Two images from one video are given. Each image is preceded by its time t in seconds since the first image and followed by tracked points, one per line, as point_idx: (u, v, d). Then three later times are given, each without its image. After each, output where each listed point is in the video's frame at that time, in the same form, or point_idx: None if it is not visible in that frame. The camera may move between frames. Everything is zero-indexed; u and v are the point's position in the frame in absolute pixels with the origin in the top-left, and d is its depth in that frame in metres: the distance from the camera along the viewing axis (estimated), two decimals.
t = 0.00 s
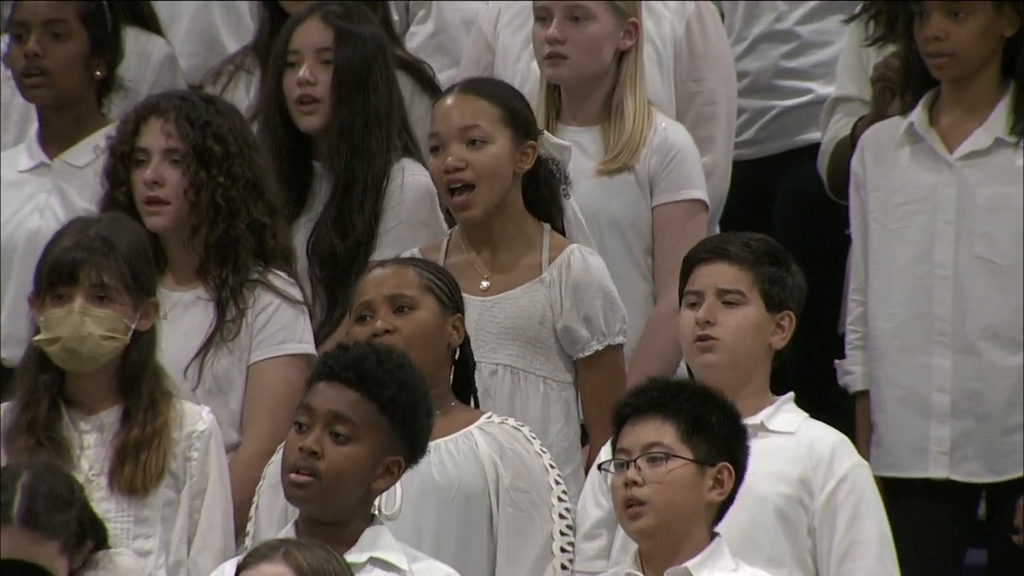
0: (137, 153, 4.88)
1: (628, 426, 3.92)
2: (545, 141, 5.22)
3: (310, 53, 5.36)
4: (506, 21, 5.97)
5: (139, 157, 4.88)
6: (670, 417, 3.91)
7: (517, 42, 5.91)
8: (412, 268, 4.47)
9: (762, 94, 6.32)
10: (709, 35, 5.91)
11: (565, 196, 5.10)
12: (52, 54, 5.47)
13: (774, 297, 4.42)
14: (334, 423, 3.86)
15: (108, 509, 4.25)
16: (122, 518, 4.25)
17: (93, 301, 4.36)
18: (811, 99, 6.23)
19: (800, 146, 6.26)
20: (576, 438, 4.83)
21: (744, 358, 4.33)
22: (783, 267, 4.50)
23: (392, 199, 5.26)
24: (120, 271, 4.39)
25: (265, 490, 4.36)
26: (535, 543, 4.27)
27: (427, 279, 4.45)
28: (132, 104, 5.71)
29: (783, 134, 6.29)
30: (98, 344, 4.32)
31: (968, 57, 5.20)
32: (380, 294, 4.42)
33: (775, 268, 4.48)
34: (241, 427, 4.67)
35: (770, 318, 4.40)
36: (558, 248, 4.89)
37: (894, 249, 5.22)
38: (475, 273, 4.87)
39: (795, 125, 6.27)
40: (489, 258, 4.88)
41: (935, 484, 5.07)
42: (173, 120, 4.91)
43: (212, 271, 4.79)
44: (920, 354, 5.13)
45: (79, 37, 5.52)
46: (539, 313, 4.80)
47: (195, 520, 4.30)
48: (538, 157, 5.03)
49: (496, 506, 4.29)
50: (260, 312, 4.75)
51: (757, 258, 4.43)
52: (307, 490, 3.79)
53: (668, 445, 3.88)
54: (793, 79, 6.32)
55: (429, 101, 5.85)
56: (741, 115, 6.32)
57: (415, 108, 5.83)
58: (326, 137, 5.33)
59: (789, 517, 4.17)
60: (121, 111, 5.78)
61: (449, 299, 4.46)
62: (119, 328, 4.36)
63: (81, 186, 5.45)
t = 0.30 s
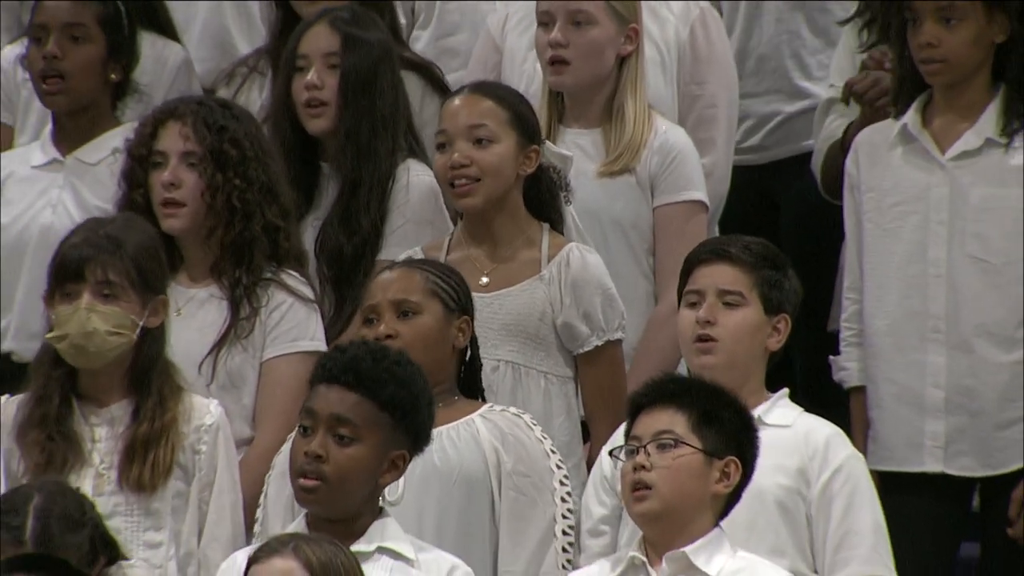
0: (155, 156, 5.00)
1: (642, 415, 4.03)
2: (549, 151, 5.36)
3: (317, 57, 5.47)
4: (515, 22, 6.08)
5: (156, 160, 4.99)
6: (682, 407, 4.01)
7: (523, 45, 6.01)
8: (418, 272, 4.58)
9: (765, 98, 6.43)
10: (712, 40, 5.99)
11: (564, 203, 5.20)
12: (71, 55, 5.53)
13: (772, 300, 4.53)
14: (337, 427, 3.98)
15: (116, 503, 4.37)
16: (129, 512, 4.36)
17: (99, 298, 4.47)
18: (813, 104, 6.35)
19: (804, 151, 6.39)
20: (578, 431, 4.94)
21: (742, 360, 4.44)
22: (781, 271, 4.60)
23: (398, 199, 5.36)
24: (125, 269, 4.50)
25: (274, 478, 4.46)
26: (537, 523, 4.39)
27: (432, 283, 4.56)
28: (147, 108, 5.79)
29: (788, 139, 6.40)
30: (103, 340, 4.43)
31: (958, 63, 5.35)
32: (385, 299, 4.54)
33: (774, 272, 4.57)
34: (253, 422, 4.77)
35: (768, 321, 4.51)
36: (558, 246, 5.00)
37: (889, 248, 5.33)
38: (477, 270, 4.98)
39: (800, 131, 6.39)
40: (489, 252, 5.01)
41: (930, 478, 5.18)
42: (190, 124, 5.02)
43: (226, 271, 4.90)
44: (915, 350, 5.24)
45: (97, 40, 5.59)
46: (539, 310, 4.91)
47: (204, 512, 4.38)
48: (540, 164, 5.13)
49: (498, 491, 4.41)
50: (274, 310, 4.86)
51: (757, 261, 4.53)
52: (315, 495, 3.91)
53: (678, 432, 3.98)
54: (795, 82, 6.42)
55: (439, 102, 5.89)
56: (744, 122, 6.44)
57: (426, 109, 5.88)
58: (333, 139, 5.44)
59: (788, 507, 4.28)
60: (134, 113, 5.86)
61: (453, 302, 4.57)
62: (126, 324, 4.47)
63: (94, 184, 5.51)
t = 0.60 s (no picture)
0: (171, 162, 5.14)
1: (640, 412, 4.17)
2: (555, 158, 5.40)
3: (327, 67, 5.57)
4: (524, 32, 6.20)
5: (173, 166, 5.13)
6: (679, 406, 4.14)
7: (532, 54, 6.13)
8: (434, 277, 4.73)
9: (769, 105, 6.56)
10: (717, 51, 6.14)
11: (569, 208, 5.34)
12: (87, 65, 5.68)
13: (770, 306, 4.65)
14: (347, 426, 4.12)
15: (131, 503, 4.51)
16: (144, 513, 4.50)
17: (98, 310, 4.59)
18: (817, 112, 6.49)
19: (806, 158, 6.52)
20: (581, 432, 5.07)
21: (729, 359, 4.58)
22: (783, 277, 4.73)
23: (408, 207, 5.50)
24: (122, 282, 4.59)
25: (287, 481, 4.60)
26: (545, 529, 4.53)
27: (446, 289, 4.70)
28: (161, 117, 5.91)
29: (791, 144, 6.53)
30: (99, 352, 4.55)
31: (953, 72, 5.48)
32: (402, 307, 4.69)
33: (776, 277, 4.71)
34: (269, 422, 4.92)
35: (764, 324, 4.63)
36: (563, 252, 5.12)
37: (886, 251, 5.47)
38: (484, 275, 5.11)
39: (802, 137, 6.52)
40: (497, 259, 5.13)
41: (926, 476, 5.31)
42: (205, 132, 5.16)
43: (241, 274, 5.04)
44: (912, 351, 5.37)
45: (113, 51, 5.73)
46: (544, 313, 5.04)
47: (219, 516, 4.51)
48: (546, 170, 5.27)
49: (506, 492, 4.55)
50: (289, 312, 5.00)
51: (758, 264, 4.67)
52: (327, 492, 4.06)
53: (675, 431, 4.11)
54: (800, 91, 6.56)
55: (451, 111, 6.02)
56: (748, 127, 6.56)
57: (439, 121, 6.00)
58: (341, 148, 5.56)
59: (788, 503, 4.41)
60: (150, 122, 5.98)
61: (467, 311, 4.72)
62: (124, 335, 4.57)
63: (111, 192, 5.58)
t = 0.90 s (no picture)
0: (189, 166, 5.27)
1: (652, 404, 4.29)
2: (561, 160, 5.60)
3: (341, 74, 5.69)
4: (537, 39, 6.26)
5: (191, 170, 5.27)
6: (690, 401, 4.26)
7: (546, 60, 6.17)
8: (444, 283, 4.84)
9: (772, 112, 6.69)
10: (725, 58, 6.22)
11: (576, 211, 5.46)
12: (104, 71, 5.80)
13: (772, 309, 4.74)
14: (361, 424, 4.23)
15: (153, 500, 4.62)
16: (166, 510, 4.62)
17: (122, 319, 4.68)
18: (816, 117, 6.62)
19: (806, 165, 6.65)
20: (588, 429, 5.19)
21: (733, 359, 4.67)
22: (786, 281, 4.81)
23: (420, 210, 5.62)
24: (145, 291, 4.68)
25: (302, 479, 4.72)
26: (554, 525, 4.65)
27: (457, 293, 4.82)
28: (178, 122, 6.04)
29: (792, 149, 6.65)
30: (125, 360, 4.65)
31: (950, 79, 5.60)
32: (417, 315, 4.79)
33: (779, 282, 4.79)
34: (285, 419, 5.05)
35: (768, 327, 4.72)
36: (571, 253, 5.25)
37: (887, 255, 5.58)
38: (494, 276, 5.23)
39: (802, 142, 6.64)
40: (506, 260, 5.26)
41: (925, 475, 5.42)
42: (222, 136, 5.29)
43: (258, 275, 5.17)
44: (911, 353, 5.49)
45: (129, 56, 5.85)
46: (552, 314, 5.16)
47: (239, 513, 4.64)
48: (554, 174, 5.38)
49: (515, 489, 4.66)
50: (304, 312, 5.13)
51: (760, 269, 4.75)
52: (343, 488, 4.18)
53: (685, 424, 4.24)
54: (802, 98, 6.68)
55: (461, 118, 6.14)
56: (751, 132, 6.69)
57: (449, 128, 6.13)
58: (356, 150, 5.68)
59: (793, 501, 4.52)
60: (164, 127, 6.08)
61: (478, 313, 4.83)
62: (149, 342, 4.67)
63: (127, 195, 5.67)
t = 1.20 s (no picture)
0: (210, 170, 5.42)
1: (653, 408, 4.43)
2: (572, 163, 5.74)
3: (356, 79, 5.82)
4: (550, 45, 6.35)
5: (212, 173, 5.41)
6: (691, 402, 4.40)
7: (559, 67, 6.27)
8: (455, 281, 4.98)
9: (777, 115, 6.81)
10: (735, 64, 6.33)
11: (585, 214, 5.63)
12: (127, 81, 5.95)
13: (775, 309, 4.85)
14: (379, 424, 4.36)
15: (180, 502, 4.71)
16: (192, 512, 4.70)
17: (151, 326, 4.77)
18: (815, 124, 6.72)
19: (810, 167, 6.79)
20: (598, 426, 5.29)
21: (741, 362, 4.79)
22: (788, 280, 4.93)
23: (434, 213, 5.76)
24: (173, 298, 4.77)
25: (319, 475, 4.86)
26: (562, 520, 4.79)
27: (467, 291, 4.96)
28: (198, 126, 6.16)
29: (799, 155, 6.79)
30: (152, 366, 4.74)
31: (952, 83, 5.73)
32: (428, 309, 4.93)
33: (781, 282, 4.90)
34: (302, 417, 5.18)
35: (772, 327, 4.83)
36: (581, 255, 5.38)
37: (890, 255, 5.72)
38: (506, 277, 5.36)
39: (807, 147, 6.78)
40: (518, 261, 5.38)
41: (926, 469, 5.56)
42: (242, 140, 5.43)
43: (277, 276, 5.31)
44: (913, 350, 5.62)
45: (149, 65, 6.01)
46: (563, 312, 5.28)
47: (266, 513, 4.73)
48: (565, 176, 5.52)
49: (525, 486, 4.79)
50: (322, 312, 5.27)
51: (763, 271, 4.86)
52: (361, 486, 4.28)
53: (688, 425, 4.37)
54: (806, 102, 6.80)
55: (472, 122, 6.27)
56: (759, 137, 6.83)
57: (461, 131, 6.26)
58: (372, 153, 5.81)
59: (803, 497, 4.64)
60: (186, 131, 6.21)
61: (487, 312, 4.97)
62: (176, 348, 4.76)
63: (149, 199, 5.80)
